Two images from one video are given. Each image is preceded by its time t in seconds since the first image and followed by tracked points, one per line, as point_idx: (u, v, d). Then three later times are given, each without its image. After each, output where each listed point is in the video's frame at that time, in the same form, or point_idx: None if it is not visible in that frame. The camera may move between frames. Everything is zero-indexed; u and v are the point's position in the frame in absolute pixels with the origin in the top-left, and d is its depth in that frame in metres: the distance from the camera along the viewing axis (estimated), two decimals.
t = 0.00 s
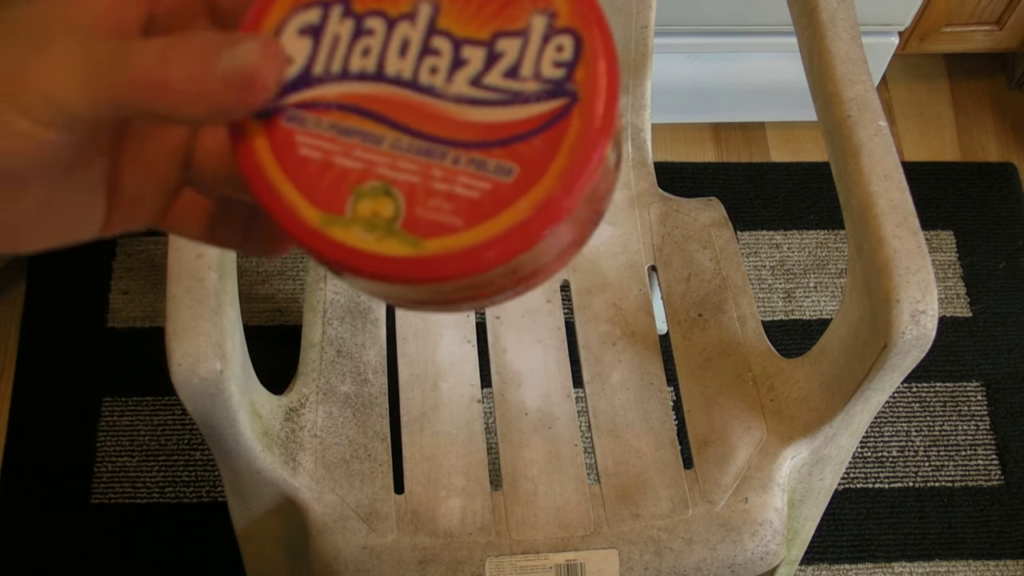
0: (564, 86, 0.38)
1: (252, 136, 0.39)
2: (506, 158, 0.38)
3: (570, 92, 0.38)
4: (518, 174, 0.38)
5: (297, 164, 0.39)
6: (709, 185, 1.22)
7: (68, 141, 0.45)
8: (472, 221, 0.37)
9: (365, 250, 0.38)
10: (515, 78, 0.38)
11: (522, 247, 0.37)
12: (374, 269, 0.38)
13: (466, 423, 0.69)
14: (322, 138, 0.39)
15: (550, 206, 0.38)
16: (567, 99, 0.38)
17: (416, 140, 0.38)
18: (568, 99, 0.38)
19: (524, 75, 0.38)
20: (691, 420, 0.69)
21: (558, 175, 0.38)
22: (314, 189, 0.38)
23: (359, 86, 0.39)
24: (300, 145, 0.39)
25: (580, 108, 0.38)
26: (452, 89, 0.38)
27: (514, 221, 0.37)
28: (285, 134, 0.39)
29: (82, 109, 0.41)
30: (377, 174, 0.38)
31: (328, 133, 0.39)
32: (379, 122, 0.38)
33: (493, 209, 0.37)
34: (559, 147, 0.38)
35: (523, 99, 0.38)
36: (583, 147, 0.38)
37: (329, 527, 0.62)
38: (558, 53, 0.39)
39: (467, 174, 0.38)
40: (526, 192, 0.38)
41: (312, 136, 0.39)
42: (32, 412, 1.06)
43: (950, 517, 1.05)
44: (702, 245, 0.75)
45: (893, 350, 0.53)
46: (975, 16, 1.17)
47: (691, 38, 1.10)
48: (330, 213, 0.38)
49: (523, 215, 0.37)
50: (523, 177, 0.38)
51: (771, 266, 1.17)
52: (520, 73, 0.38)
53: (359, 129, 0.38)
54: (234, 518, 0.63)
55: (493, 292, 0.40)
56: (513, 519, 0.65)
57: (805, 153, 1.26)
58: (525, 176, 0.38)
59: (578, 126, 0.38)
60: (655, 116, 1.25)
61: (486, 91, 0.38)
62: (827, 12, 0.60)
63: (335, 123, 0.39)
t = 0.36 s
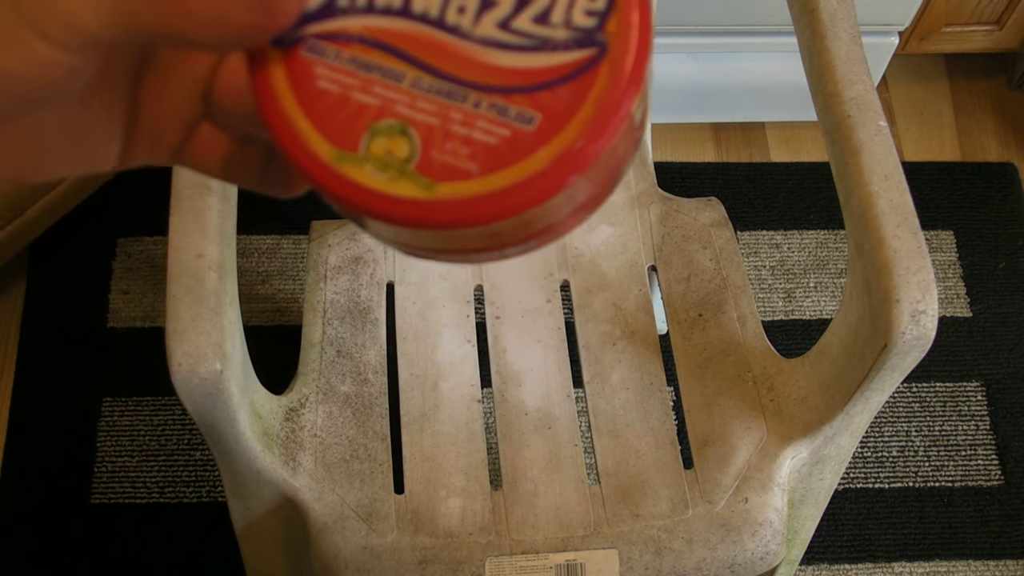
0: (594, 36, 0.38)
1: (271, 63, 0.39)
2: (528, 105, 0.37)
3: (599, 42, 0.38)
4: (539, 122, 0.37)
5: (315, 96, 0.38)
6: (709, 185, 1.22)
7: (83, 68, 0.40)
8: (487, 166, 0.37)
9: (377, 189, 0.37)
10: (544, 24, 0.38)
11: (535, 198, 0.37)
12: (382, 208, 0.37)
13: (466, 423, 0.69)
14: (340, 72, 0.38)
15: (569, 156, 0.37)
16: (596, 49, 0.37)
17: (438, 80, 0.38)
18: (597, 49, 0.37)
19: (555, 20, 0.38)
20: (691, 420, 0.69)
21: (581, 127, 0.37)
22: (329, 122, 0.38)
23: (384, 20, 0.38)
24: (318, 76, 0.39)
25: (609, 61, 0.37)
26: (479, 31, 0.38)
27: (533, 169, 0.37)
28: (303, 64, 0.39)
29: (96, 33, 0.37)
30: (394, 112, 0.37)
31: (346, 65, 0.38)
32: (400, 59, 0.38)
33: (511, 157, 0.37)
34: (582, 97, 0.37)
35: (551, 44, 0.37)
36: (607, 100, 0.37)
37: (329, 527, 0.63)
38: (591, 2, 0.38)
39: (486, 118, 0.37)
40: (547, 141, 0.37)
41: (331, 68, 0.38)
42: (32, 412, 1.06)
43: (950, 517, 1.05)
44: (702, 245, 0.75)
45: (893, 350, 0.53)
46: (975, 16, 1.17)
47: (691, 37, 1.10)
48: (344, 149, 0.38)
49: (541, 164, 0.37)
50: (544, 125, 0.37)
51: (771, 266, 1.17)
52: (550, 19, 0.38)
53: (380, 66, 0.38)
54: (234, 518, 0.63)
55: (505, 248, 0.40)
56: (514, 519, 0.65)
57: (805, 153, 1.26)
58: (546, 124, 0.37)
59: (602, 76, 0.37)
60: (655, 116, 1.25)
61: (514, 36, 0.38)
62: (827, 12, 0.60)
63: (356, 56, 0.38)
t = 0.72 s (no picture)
0: (636, 24, 0.38)
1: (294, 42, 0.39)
2: (563, 93, 0.37)
3: (641, 30, 0.37)
4: (575, 110, 0.37)
5: (341, 78, 0.39)
6: (709, 185, 1.22)
7: (97, 38, 0.45)
8: (517, 155, 0.37)
9: (403, 175, 0.37)
10: (582, 9, 0.38)
11: (565, 192, 0.37)
12: (406, 194, 0.37)
13: (466, 423, 0.69)
14: (368, 54, 0.39)
15: (603, 147, 0.37)
16: (636, 39, 0.37)
17: (471, 65, 0.38)
18: (638, 38, 0.37)
19: (593, 6, 0.38)
20: (691, 420, 0.69)
21: (617, 118, 0.37)
22: (354, 105, 0.38)
23: None
24: (345, 57, 0.39)
25: (649, 51, 0.37)
26: (515, 14, 0.38)
27: (566, 160, 0.37)
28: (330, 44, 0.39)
29: None
30: (423, 95, 0.38)
31: (376, 47, 0.39)
32: (433, 40, 0.38)
33: (543, 146, 0.37)
34: (619, 86, 0.37)
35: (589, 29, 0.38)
36: (645, 92, 0.37)
37: (329, 527, 0.63)
38: None
39: (519, 105, 0.37)
40: (581, 131, 0.37)
41: (359, 49, 0.39)
42: (32, 412, 1.06)
43: (950, 517, 1.05)
44: (702, 245, 0.75)
45: (893, 350, 0.53)
46: (975, 16, 1.17)
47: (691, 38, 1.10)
48: (369, 132, 0.38)
49: (574, 155, 0.37)
50: (580, 114, 0.37)
51: (771, 266, 1.17)
52: (589, 6, 0.38)
53: (411, 47, 0.38)
54: (234, 518, 0.63)
55: (531, 244, 0.40)
56: (514, 519, 0.66)
57: (805, 153, 1.26)
58: (582, 113, 0.37)
59: (641, 68, 0.37)
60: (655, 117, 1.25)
61: (551, 21, 0.38)
62: (827, 12, 0.60)
63: (386, 37, 0.39)
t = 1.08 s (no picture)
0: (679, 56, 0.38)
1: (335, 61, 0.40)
2: (603, 125, 0.38)
3: (686, 62, 0.38)
4: (614, 139, 0.38)
5: (382, 98, 0.39)
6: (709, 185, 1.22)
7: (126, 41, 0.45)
8: (555, 185, 0.37)
9: (439, 200, 0.38)
10: (628, 34, 0.38)
11: (600, 227, 0.38)
12: (440, 218, 0.38)
13: (466, 423, 0.69)
14: (410, 76, 0.39)
15: (642, 180, 0.37)
16: (681, 71, 0.38)
17: (511, 91, 0.38)
18: (683, 70, 0.38)
19: (638, 31, 0.38)
20: (691, 420, 0.69)
21: (655, 153, 0.38)
22: (394, 127, 0.39)
23: (459, 18, 0.39)
24: (386, 76, 0.39)
25: (693, 84, 0.38)
26: (561, 36, 0.38)
27: (607, 190, 0.37)
28: (372, 63, 0.40)
29: None
30: (464, 121, 0.38)
31: (416, 67, 0.39)
32: (475, 62, 0.39)
33: (584, 174, 0.37)
34: (660, 116, 0.38)
35: (632, 56, 0.38)
36: (682, 135, 0.38)
37: (329, 527, 0.63)
38: (680, 34, 0.38)
39: (558, 132, 0.38)
40: (623, 163, 0.38)
41: (402, 70, 0.39)
42: (31, 413, 1.05)
43: (950, 517, 1.05)
44: (702, 245, 0.75)
45: (893, 351, 0.53)
46: (975, 16, 1.17)
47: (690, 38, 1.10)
48: (406, 154, 0.39)
49: (611, 190, 0.37)
50: (620, 148, 0.38)
51: (771, 266, 1.17)
52: (636, 37, 0.38)
53: (452, 67, 0.39)
54: (234, 518, 0.63)
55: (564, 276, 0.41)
56: (513, 519, 0.66)
57: (805, 153, 1.26)
58: (624, 145, 0.38)
59: (682, 101, 0.38)
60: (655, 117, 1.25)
61: (597, 45, 0.38)
62: (827, 12, 0.60)
63: (427, 59, 0.39)
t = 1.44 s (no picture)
0: (729, 347, 0.44)
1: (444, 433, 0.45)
2: (690, 425, 0.44)
3: (735, 347, 0.44)
4: (703, 437, 0.44)
5: (501, 461, 0.45)
6: (709, 185, 1.22)
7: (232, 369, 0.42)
8: (674, 488, 0.45)
9: (585, 534, 0.45)
10: (679, 345, 0.44)
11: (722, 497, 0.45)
12: (593, 547, 0.45)
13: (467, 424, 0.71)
14: (517, 440, 0.45)
15: (739, 460, 0.44)
16: (734, 355, 0.44)
17: (606, 425, 0.44)
18: (736, 355, 0.44)
19: (687, 342, 0.44)
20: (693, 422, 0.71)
21: (743, 428, 0.44)
22: (526, 491, 0.45)
23: (537, 381, 0.44)
24: (499, 450, 0.45)
25: (748, 363, 0.44)
26: (624, 367, 0.44)
27: (714, 480, 0.45)
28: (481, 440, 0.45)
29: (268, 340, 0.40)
30: (579, 464, 0.45)
31: (521, 435, 0.45)
32: (567, 414, 0.44)
33: (692, 475, 0.45)
34: (734, 405, 0.44)
35: (688, 364, 0.44)
36: (755, 407, 0.44)
37: (329, 528, 0.62)
38: (714, 311, 0.44)
39: (658, 447, 0.44)
40: (719, 450, 0.44)
41: (509, 440, 0.45)
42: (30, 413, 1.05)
43: (950, 517, 1.05)
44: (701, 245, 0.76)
45: (894, 351, 0.53)
46: (976, 16, 1.17)
47: (691, 37, 1.09)
48: (546, 509, 0.45)
49: (718, 473, 0.44)
50: (709, 448, 0.44)
51: (771, 266, 1.17)
52: (683, 338, 0.44)
53: (551, 426, 0.45)
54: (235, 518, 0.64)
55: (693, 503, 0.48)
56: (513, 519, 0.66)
57: (804, 153, 1.26)
58: (713, 439, 0.44)
59: (744, 387, 0.44)
60: (655, 117, 1.25)
61: (656, 364, 0.44)
62: (827, 12, 0.60)
63: (525, 424, 0.45)
